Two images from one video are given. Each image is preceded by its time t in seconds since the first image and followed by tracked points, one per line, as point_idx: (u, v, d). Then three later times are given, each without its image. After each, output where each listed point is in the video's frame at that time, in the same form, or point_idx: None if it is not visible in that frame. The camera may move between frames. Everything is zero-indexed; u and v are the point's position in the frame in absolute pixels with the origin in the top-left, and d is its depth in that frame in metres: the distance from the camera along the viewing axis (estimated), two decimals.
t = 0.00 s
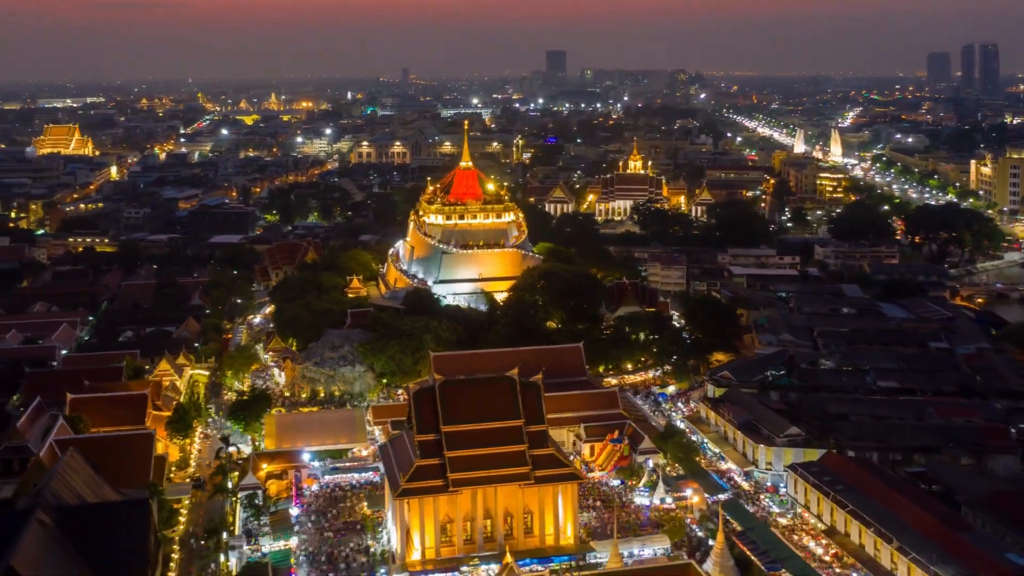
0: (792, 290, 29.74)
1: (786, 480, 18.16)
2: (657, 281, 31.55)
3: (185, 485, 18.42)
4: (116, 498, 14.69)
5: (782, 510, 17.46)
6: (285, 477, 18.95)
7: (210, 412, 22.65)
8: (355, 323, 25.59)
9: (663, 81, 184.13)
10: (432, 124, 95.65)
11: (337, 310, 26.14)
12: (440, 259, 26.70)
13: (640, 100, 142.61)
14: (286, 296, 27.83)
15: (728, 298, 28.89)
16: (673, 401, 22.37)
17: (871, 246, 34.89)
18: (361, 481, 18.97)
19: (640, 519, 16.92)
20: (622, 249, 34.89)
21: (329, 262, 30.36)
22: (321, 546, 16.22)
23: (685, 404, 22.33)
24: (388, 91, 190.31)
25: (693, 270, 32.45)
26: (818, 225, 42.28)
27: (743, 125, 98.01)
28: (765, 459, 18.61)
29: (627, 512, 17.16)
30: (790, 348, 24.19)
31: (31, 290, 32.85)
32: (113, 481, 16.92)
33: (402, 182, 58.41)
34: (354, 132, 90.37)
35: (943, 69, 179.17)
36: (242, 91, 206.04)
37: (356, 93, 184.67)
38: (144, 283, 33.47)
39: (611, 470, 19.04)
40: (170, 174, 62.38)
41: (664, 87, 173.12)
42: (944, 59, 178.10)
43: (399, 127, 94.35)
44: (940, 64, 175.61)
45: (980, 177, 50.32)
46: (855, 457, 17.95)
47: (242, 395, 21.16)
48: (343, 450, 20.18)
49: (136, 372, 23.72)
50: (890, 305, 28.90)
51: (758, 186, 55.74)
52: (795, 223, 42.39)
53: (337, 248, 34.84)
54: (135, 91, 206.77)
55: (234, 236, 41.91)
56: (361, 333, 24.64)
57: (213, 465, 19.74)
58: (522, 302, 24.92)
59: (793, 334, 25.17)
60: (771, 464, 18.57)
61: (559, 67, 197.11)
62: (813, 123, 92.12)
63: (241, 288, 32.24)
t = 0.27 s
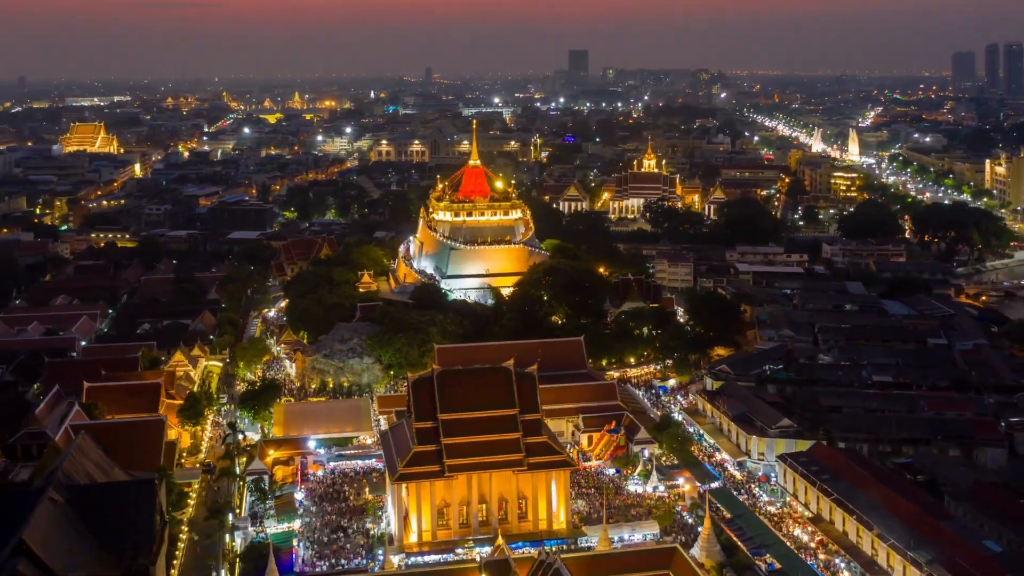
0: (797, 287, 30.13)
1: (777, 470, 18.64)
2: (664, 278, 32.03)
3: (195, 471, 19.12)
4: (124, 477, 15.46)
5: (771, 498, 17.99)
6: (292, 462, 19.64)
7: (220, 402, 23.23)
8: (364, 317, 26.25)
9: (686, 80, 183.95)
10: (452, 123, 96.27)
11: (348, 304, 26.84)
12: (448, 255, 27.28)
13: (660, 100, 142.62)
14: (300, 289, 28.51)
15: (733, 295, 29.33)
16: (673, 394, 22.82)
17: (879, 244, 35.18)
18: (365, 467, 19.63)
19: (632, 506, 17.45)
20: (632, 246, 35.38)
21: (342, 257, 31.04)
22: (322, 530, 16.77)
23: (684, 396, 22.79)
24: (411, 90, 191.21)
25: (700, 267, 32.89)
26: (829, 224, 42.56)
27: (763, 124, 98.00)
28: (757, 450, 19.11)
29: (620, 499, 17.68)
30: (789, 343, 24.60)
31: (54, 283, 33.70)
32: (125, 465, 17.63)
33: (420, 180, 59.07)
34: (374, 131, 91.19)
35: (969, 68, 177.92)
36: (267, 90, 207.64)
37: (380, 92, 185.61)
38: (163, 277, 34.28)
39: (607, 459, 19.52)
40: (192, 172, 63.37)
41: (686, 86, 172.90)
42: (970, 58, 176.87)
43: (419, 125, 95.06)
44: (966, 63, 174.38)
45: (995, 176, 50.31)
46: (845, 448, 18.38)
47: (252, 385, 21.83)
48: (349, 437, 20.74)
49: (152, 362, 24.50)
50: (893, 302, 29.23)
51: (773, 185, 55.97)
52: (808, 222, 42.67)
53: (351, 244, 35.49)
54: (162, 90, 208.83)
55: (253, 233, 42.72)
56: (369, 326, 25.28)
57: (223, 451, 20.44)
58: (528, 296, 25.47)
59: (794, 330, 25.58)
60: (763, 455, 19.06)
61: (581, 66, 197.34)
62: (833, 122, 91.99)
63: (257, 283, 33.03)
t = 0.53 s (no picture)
0: (803, 284, 30.59)
1: (768, 458, 19.21)
2: (672, 274, 32.59)
3: (207, 454, 19.94)
4: (136, 456, 16.45)
5: (761, 486, 18.52)
6: (300, 448, 20.41)
7: (235, 390, 24.07)
8: (376, 310, 27.02)
9: (711, 79, 183.72)
10: (475, 121, 97.00)
11: (360, 297, 27.62)
12: (458, 250, 27.98)
13: (684, 100, 142.63)
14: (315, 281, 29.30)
15: (738, 291, 29.84)
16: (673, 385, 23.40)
17: (887, 243, 35.54)
18: (370, 452, 20.36)
19: (625, 490, 18.06)
20: (642, 244, 35.95)
21: (357, 252, 31.84)
22: (325, 509, 17.57)
23: (684, 388, 23.37)
24: (437, 89, 192.21)
25: (708, 264, 33.41)
26: (842, 222, 42.88)
27: (785, 124, 97.98)
28: (750, 439, 19.72)
29: (614, 485, 18.27)
30: (789, 338, 25.11)
31: (79, 276, 34.75)
32: (140, 446, 18.46)
33: (440, 177, 59.84)
34: (398, 129, 92.12)
35: (998, 68, 176.46)
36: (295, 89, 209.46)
37: (406, 91, 186.78)
38: (185, 271, 35.27)
39: (604, 447, 20.12)
40: (217, 169, 64.52)
41: (712, 85, 172.63)
42: (999, 59, 175.44)
43: (442, 124, 95.87)
44: (995, 63, 172.98)
45: (1012, 176, 50.35)
46: (834, 438, 18.92)
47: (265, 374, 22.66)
48: (355, 425, 21.47)
49: (170, 351, 25.40)
50: (897, 299, 29.63)
51: (790, 184, 56.25)
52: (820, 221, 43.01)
53: (367, 239, 36.29)
54: (191, 88, 211.25)
55: (273, 228, 43.67)
56: (380, 318, 26.04)
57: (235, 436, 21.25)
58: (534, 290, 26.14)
59: (795, 326, 26.08)
60: (755, 444, 19.67)
61: (606, 66, 197.53)
62: (855, 122, 91.93)
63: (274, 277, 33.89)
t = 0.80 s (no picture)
0: (809, 281, 31.04)
1: (760, 447, 19.76)
2: (681, 270, 33.12)
3: (220, 439, 20.76)
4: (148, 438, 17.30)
5: (753, 474, 19.09)
6: (309, 434, 21.18)
7: (250, 379, 24.89)
8: (388, 303, 27.77)
9: (737, 79, 183.28)
10: (499, 121, 97.65)
11: (373, 290, 28.37)
12: (468, 246, 28.72)
13: (709, 99, 142.52)
14: (330, 275, 30.11)
15: (744, 287, 30.36)
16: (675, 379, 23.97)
17: (897, 241, 35.86)
18: (377, 439, 21.10)
19: (619, 477, 18.67)
20: (653, 241, 36.50)
21: (371, 247, 32.63)
22: (330, 491, 18.31)
23: (685, 381, 23.93)
24: (463, 88, 193.08)
25: (717, 261, 33.92)
26: (855, 221, 43.15)
27: (808, 124, 97.86)
28: (744, 429, 20.29)
29: (609, 472, 18.88)
30: (790, 334, 25.62)
31: (104, 269, 35.80)
32: (154, 428, 19.31)
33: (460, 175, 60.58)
34: (421, 128, 92.95)
35: None
36: (322, 88, 210.98)
37: (432, 91, 187.80)
38: (206, 265, 36.23)
39: (603, 436, 20.74)
40: (242, 166, 65.64)
41: (737, 84, 172.20)
42: None
43: (465, 123, 96.62)
44: None
45: None
46: (824, 428, 19.46)
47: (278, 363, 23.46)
48: (365, 413, 22.13)
49: (188, 341, 26.28)
50: (902, 296, 30.02)
51: (807, 184, 56.49)
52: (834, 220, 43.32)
53: (383, 235, 37.07)
54: (220, 87, 213.46)
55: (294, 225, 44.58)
56: (391, 311, 26.78)
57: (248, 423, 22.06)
58: (542, 284, 26.79)
59: (797, 322, 26.58)
60: (749, 434, 20.22)
61: (632, 65, 197.56)
62: (877, 122, 91.69)
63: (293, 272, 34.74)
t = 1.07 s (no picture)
0: (814, 278, 31.47)
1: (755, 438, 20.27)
2: (689, 267, 33.62)
3: (232, 426, 21.48)
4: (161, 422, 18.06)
5: (747, 463, 19.60)
6: (318, 422, 21.87)
7: (263, 370, 25.62)
8: (398, 297, 28.44)
9: (759, 78, 182.95)
10: (518, 120, 98.26)
11: (385, 284, 29.07)
12: (478, 242, 29.37)
13: (731, 99, 142.46)
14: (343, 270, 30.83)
15: (750, 284, 30.83)
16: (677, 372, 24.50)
17: (905, 239, 36.19)
18: (383, 427, 21.74)
19: (616, 465, 19.22)
20: (663, 239, 37.02)
21: (385, 243, 33.36)
22: (336, 477, 18.96)
23: (687, 374, 24.43)
24: (485, 88, 193.85)
25: (725, 258, 34.40)
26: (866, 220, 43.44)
27: (828, 124, 97.82)
28: (740, 420, 20.79)
29: (607, 461, 19.43)
30: (792, 329, 26.11)
31: (126, 263, 36.72)
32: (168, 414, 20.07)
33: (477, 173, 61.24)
34: (441, 127, 93.72)
35: None
36: (344, 87, 212.60)
37: (454, 90, 188.69)
38: (225, 260, 37.08)
39: (603, 426, 21.27)
40: (263, 164, 66.61)
41: (759, 84, 171.95)
42: None
43: (485, 122, 97.31)
44: None
45: None
46: (817, 420, 19.96)
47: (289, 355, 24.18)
48: (373, 403, 22.73)
49: (204, 333, 27.07)
50: (906, 294, 30.40)
51: (821, 183, 56.75)
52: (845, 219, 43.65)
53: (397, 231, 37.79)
54: (245, 86, 215.42)
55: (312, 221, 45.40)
56: (401, 305, 27.45)
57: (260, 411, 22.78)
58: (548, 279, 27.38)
59: (799, 318, 27.05)
60: (745, 425, 20.73)
61: (653, 65, 197.61)
62: (897, 122, 91.55)
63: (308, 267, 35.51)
